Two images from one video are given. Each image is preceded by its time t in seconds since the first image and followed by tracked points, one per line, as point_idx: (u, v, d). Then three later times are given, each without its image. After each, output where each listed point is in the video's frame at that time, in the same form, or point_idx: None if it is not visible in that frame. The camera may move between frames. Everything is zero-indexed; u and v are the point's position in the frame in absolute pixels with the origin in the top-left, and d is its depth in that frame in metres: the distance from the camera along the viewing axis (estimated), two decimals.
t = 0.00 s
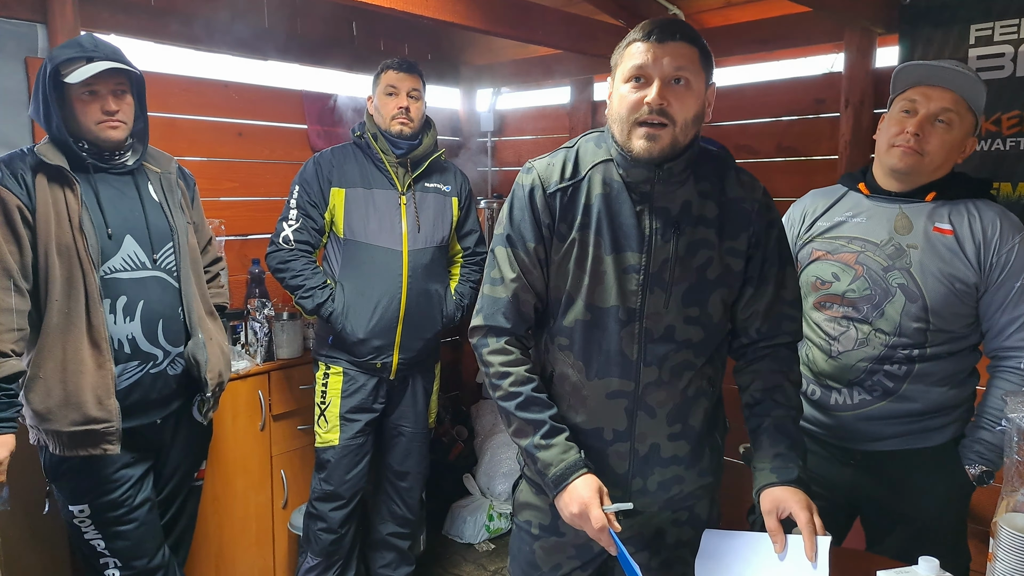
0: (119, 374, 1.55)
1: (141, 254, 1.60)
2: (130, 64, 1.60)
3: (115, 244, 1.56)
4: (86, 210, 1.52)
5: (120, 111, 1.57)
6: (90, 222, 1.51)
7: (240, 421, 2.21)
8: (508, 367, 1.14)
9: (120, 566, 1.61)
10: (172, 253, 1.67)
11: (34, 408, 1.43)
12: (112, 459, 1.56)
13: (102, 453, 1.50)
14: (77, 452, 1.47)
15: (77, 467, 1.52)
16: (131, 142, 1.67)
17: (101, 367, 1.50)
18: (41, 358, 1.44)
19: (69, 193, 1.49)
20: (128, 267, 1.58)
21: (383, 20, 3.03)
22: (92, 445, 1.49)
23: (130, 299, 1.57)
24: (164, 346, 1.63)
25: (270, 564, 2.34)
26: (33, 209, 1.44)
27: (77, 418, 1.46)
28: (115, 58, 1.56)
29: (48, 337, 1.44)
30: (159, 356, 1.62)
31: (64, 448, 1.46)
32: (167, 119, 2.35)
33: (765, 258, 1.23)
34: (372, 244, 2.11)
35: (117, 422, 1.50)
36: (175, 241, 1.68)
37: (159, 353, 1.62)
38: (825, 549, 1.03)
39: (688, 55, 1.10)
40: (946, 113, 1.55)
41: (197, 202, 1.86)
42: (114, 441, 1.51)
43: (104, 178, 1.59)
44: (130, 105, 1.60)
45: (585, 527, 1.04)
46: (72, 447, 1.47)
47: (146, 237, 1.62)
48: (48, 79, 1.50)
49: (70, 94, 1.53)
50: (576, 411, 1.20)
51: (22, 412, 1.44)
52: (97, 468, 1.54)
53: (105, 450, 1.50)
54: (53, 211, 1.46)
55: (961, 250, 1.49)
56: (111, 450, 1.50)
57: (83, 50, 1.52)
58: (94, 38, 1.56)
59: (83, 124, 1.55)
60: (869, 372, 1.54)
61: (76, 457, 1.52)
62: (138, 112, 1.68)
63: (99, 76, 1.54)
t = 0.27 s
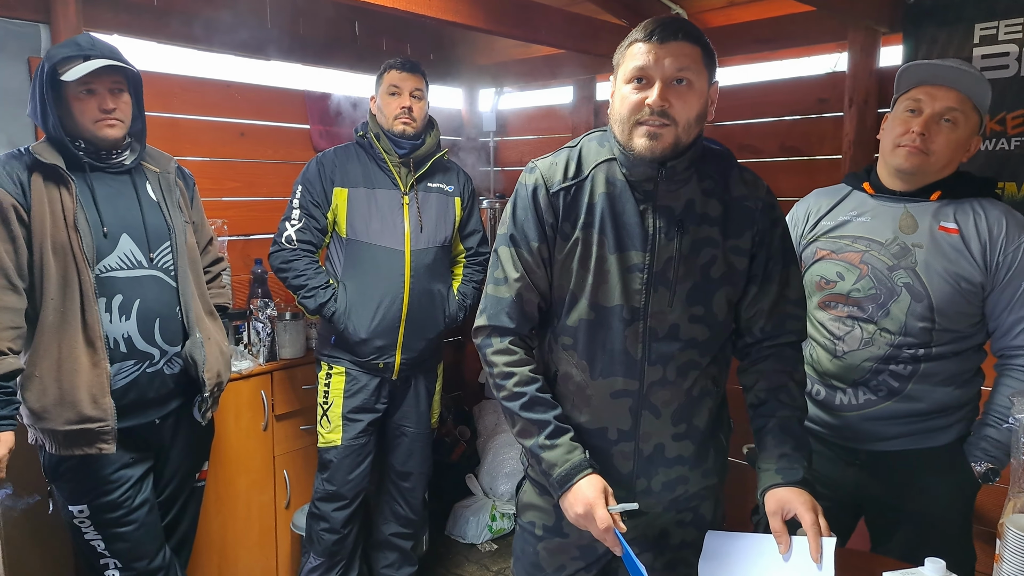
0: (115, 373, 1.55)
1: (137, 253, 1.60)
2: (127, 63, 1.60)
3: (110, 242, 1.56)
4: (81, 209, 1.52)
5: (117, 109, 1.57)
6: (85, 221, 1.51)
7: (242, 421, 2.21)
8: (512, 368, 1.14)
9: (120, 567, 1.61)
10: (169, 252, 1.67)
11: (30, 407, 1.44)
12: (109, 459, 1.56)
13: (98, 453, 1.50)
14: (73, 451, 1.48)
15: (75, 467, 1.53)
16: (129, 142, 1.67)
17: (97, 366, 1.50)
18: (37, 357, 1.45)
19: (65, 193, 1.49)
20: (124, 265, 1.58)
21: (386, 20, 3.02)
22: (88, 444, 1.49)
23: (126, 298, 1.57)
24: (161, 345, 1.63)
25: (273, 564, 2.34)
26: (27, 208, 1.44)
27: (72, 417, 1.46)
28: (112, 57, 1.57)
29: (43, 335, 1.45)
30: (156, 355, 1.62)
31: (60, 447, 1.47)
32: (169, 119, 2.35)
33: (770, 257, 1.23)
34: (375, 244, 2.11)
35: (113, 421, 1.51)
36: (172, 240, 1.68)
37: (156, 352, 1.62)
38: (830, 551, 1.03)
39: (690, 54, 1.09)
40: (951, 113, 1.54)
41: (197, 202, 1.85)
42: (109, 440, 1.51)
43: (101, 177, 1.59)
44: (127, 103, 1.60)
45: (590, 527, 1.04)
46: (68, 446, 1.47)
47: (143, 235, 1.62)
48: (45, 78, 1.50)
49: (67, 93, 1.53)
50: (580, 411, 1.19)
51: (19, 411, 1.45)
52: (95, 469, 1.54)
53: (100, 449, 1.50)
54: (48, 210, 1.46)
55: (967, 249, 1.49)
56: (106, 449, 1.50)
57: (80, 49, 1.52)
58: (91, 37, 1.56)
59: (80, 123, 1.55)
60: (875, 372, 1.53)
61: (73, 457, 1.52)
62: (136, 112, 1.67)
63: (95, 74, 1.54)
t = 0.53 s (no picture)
0: (112, 373, 1.55)
1: (135, 252, 1.60)
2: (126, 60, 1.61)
3: (108, 241, 1.56)
4: (79, 208, 1.52)
5: (116, 105, 1.57)
6: (82, 220, 1.51)
7: (246, 421, 2.21)
8: (517, 369, 1.14)
9: (121, 567, 1.61)
10: (168, 252, 1.67)
11: (27, 406, 1.45)
12: (107, 459, 1.56)
13: (96, 453, 1.51)
14: (70, 450, 1.48)
15: (74, 467, 1.53)
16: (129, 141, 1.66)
17: (94, 365, 1.50)
18: (35, 356, 1.46)
19: (63, 192, 1.49)
20: (122, 265, 1.57)
21: (389, 20, 3.02)
22: (85, 443, 1.49)
23: (123, 298, 1.57)
24: (158, 345, 1.62)
25: (276, 564, 2.34)
26: (25, 207, 1.45)
27: (68, 416, 1.46)
28: (110, 54, 1.57)
29: (40, 335, 1.46)
30: (154, 355, 1.62)
31: (57, 445, 1.47)
32: (172, 119, 2.35)
33: (775, 256, 1.22)
34: (379, 244, 2.10)
35: (110, 421, 1.51)
36: (171, 240, 1.67)
37: (154, 352, 1.62)
38: (834, 552, 1.03)
39: (694, 54, 1.09)
40: (958, 112, 1.53)
41: (199, 202, 1.85)
42: (107, 440, 1.51)
43: (99, 176, 1.58)
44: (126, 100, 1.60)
45: (595, 528, 1.04)
46: (65, 445, 1.48)
47: (141, 235, 1.62)
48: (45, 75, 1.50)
49: (65, 89, 1.53)
50: (585, 412, 1.19)
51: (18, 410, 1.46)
52: (93, 469, 1.54)
53: (98, 448, 1.50)
54: (45, 209, 1.46)
55: (975, 249, 1.48)
56: (104, 449, 1.51)
57: (78, 46, 1.53)
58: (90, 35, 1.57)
59: (79, 119, 1.55)
60: (883, 374, 1.52)
61: (72, 457, 1.53)
62: (136, 111, 1.67)
63: (93, 69, 1.54)
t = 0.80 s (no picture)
0: (108, 372, 1.56)
1: (132, 252, 1.60)
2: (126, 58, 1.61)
3: (104, 240, 1.56)
4: (75, 207, 1.52)
5: (114, 101, 1.57)
6: (78, 219, 1.52)
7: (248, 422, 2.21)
8: (519, 370, 1.14)
9: (117, 568, 1.62)
10: (165, 251, 1.67)
11: (25, 404, 1.46)
12: (105, 460, 1.57)
13: (92, 451, 1.51)
14: (66, 448, 1.49)
15: (71, 466, 1.54)
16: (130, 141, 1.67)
17: (89, 364, 1.51)
18: (31, 354, 1.46)
19: (59, 191, 1.50)
20: (118, 264, 1.58)
21: (392, 21, 3.03)
22: (81, 441, 1.50)
23: (119, 297, 1.57)
24: (155, 344, 1.63)
25: (279, 564, 2.34)
26: (22, 206, 1.46)
27: (65, 415, 1.47)
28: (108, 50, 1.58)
29: (37, 333, 1.46)
30: (151, 354, 1.62)
31: (54, 443, 1.48)
32: (175, 120, 2.36)
33: (777, 257, 1.22)
34: (382, 245, 2.11)
35: (105, 420, 1.51)
36: (169, 239, 1.67)
37: (151, 351, 1.62)
38: (835, 553, 1.03)
39: (693, 55, 1.09)
40: (962, 112, 1.53)
41: (200, 202, 1.85)
42: (103, 439, 1.52)
43: (97, 175, 1.59)
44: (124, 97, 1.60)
45: (597, 529, 1.04)
46: (61, 443, 1.49)
47: (138, 234, 1.62)
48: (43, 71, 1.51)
49: (64, 87, 1.53)
50: (588, 413, 1.19)
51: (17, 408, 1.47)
52: (90, 470, 1.55)
53: (93, 447, 1.51)
54: (42, 209, 1.47)
55: (981, 250, 1.48)
56: (99, 447, 1.52)
57: (78, 43, 1.54)
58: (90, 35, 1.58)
59: (77, 116, 1.55)
60: (890, 375, 1.52)
61: (69, 457, 1.53)
62: (137, 111, 1.68)
63: (90, 65, 1.55)
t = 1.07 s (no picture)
0: (107, 368, 1.56)
1: (131, 248, 1.61)
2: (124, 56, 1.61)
3: (103, 236, 1.57)
4: (75, 203, 1.53)
5: (106, 97, 1.56)
6: (76, 215, 1.52)
7: (252, 422, 2.22)
8: (521, 372, 1.14)
9: (116, 571, 1.62)
10: (166, 248, 1.67)
11: (24, 399, 1.46)
12: (104, 462, 1.58)
13: (90, 447, 1.51)
14: (65, 444, 1.50)
15: (71, 466, 1.56)
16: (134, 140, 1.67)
17: (88, 360, 1.51)
18: (31, 350, 1.47)
19: (59, 188, 1.51)
20: (118, 260, 1.58)
21: (395, 21, 3.03)
22: (80, 437, 1.50)
23: (119, 292, 1.57)
24: (155, 341, 1.63)
25: (282, 564, 2.35)
26: (22, 203, 1.47)
27: (62, 410, 1.48)
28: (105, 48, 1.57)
29: (36, 328, 1.48)
30: (151, 351, 1.62)
31: (53, 440, 1.49)
32: (178, 120, 2.36)
33: (778, 257, 1.21)
34: (387, 245, 2.11)
35: (103, 416, 1.51)
36: (169, 237, 1.68)
37: (151, 347, 1.62)
38: (835, 555, 1.02)
39: (687, 57, 1.08)
40: (969, 113, 1.53)
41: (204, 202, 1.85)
42: (100, 435, 1.52)
43: (98, 173, 1.60)
44: (119, 94, 1.59)
45: (601, 530, 1.04)
46: (59, 439, 1.49)
47: (138, 231, 1.62)
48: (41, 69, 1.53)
49: (62, 84, 1.55)
50: (591, 414, 1.19)
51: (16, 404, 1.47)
52: (88, 471, 1.56)
53: (92, 443, 1.51)
54: (42, 206, 1.48)
55: (988, 250, 1.48)
56: (98, 443, 1.51)
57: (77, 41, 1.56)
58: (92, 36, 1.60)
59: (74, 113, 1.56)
60: (896, 376, 1.52)
61: (71, 454, 1.55)
62: (140, 110, 1.67)
63: (83, 62, 1.55)
